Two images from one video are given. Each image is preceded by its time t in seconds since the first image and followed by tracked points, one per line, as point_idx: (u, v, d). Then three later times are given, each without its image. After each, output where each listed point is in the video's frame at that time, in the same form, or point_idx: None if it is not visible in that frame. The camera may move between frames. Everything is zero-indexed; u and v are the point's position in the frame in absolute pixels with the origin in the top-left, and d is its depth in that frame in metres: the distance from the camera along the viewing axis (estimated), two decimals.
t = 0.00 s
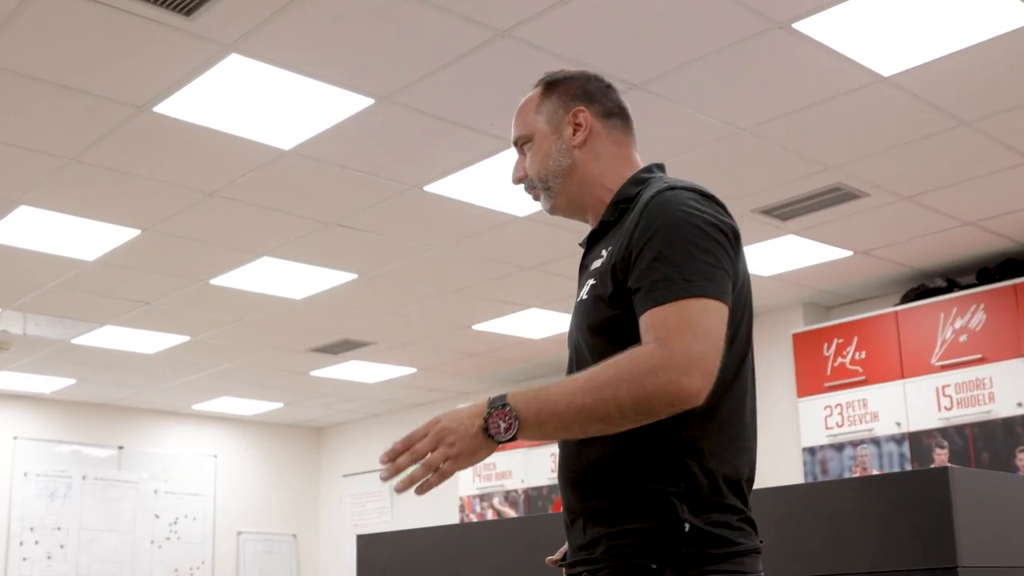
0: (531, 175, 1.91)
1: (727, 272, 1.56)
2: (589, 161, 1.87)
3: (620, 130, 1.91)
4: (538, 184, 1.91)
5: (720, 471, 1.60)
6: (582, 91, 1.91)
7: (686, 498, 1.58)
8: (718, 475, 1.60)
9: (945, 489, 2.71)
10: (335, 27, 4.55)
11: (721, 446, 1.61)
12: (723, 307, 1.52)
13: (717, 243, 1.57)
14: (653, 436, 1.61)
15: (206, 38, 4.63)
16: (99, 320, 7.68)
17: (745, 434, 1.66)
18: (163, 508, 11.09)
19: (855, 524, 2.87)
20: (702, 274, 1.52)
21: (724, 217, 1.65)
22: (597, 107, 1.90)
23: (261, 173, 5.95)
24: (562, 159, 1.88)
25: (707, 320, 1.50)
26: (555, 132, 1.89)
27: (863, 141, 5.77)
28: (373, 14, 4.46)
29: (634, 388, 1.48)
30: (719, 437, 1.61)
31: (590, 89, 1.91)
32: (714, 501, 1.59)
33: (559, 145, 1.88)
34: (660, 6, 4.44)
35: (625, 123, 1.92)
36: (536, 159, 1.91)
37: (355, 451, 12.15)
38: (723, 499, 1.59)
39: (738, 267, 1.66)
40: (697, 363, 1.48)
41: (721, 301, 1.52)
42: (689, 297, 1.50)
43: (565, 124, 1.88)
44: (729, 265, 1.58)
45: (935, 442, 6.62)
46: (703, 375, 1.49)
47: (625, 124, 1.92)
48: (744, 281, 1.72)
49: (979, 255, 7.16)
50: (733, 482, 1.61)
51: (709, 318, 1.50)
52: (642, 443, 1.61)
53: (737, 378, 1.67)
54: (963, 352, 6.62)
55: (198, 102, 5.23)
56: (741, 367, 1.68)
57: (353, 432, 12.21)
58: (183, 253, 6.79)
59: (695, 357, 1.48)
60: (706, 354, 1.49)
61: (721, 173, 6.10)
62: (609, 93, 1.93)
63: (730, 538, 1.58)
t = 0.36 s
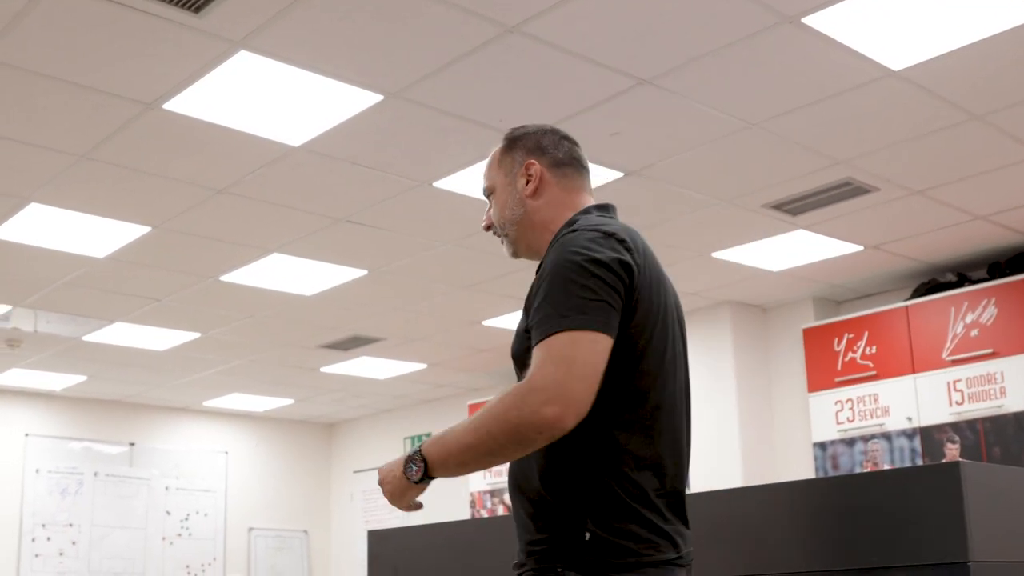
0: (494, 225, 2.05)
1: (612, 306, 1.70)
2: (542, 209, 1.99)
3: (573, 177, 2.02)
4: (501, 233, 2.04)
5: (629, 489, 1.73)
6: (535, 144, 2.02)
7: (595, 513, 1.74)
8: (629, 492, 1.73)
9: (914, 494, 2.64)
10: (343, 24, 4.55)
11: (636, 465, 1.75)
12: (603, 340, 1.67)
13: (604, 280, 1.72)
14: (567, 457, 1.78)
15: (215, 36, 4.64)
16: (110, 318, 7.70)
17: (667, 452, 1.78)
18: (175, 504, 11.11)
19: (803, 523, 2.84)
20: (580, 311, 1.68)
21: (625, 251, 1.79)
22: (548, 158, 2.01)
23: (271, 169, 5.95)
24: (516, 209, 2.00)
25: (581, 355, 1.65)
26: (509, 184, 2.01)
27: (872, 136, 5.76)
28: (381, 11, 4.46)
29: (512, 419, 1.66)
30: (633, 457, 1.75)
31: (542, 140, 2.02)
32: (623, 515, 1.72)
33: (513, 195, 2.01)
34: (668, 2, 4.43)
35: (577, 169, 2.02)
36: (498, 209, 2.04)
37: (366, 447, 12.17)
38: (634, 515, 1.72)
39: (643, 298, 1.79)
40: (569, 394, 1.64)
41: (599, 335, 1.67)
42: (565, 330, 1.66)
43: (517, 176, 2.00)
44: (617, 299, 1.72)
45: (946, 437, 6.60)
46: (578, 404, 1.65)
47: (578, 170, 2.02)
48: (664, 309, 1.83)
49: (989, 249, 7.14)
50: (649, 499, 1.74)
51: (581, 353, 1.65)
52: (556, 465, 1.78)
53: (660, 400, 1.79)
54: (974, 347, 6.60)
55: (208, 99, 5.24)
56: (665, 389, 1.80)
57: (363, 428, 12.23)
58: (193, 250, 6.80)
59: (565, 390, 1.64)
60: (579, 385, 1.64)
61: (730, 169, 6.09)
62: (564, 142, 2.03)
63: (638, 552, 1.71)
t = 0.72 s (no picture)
0: (464, 247, 2.26)
1: (533, 323, 1.90)
2: (500, 227, 2.20)
3: (531, 197, 2.23)
4: (471, 253, 2.26)
5: (547, 486, 1.91)
6: (495, 166, 2.24)
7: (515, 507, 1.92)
8: (549, 489, 1.91)
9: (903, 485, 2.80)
10: (358, 14, 4.54)
11: (555, 465, 1.92)
12: (518, 353, 1.87)
13: (525, 297, 1.92)
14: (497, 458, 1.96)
15: (230, 28, 4.64)
16: (128, 309, 7.71)
17: (590, 455, 1.94)
18: (193, 495, 11.15)
19: (805, 518, 2.99)
20: (498, 329, 1.88)
21: (550, 271, 1.98)
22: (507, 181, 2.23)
23: (287, 161, 5.95)
24: (479, 228, 2.21)
25: (495, 370, 1.86)
26: (473, 208, 2.22)
27: (890, 124, 5.72)
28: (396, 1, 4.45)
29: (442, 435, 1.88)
30: (555, 456, 1.92)
31: (502, 166, 2.24)
32: (538, 508, 1.90)
33: (477, 218, 2.21)
34: None
35: (534, 191, 2.23)
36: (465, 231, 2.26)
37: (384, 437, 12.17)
38: (550, 507, 1.90)
39: (567, 314, 1.96)
40: (482, 403, 1.85)
41: (514, 348, 1.87)
42: (484, 349, 1.87)
43: (478, 198, 2.21)
44: (536, 316, 1.91)
45: (965, 427, 6.56)
46: (490, 410, 1.85)
47: (535, 191, 2.23)
48: (596, 325, 2.00)
49: (1007, 237, 7.09)
50: (567, 495, 1.91)
51: (498, 366, 1.86)
52: (491, 463, 1.97)
53: (590, 407, 1.95)
54: (993, 336, 6.56)
55: (224, 91, 5.23)
56: (595, 397, 1.96)
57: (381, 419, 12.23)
58: (210, 241, 6.81)
59: (479, 398, 1.85)
60: (490, 395, 1.85)
61: (746, 159, 6.07)
62: (522, 167, 2.25)
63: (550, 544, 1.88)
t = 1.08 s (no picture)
0: (412, 269, 2.21)
1: (444, 336, 1.79)
2: (439, 247, 2.14)
3: (471, 215, 2.16)
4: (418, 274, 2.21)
5: (459, 498, 1.77)
6: (434, 186, 2.18)
7: (427, 523, 1.78)
8: (461, 501, 1.77)
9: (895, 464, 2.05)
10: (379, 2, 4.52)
11: (467, 475, 1.78)
12: (428, 363, 1.76)
13: (433, 307, 1.81)
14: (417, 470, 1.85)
15: (251, 16, 4.62)
16: (151, 298, 7.73)
17: (508, 463, 1.81)
18: (216, 483, 11.18)
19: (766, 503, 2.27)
20: (405, 342, 1.78)
21: (458, 278, 1.87)
22: (447, 200, 2.17)
23: (309, 149, 5.94)
24: (421, 249, 2.16)
25: (411, 376, 1.74)
26: (413, 230, 2.17)
27: (914, 110, 5.68)
28: None
29: (363, 457, 1.76)
30: (468, 467, 1.78)
31: (441, 185, 2.18)
32: (449, 521, 1.76)
33: (417, 240, 2.16)
34: None
35: (473, 208, 2.17)
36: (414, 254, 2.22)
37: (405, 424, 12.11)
38: (463, 520, 1.75)
39: (483, 320, 1.85)
40: (396, 416, 1.73)
41: (422, 359, 1.76)
42: (398, 355, 1.77)
43: (418, 220, 2.16)
44: (447, 326, 1.81)
45: (989, 414, 6.49)
46: (410, 421, 1.74)
47: (474, 208, 2.16)
48: (513, 331, 1.88)
49: None
50: (480, 506, 1.76)
51: (413, 375, 1.75)
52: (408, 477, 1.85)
53: (507, 416, 1.83)
54: (1017, 323, 6.50)
55: (246, 80, 5.23)
56: (512, 405, 1.84)
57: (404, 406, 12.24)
58: (232, 230, 6.81)
59: (397, 409, 1.73)
60: (406, 406, 1.73)
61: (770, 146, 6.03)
62: (462, 186, 2.18)
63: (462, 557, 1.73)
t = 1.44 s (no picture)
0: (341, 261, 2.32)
1: (348, 336, 1.91)
2: (359, 244, 2.24)
3: (389, 212, 2.25)
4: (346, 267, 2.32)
5: (366, 488, 1.89)
6: (355, 187, 2.27)
7: (336, 511, 1.90)
8: (368, 490, 1.89)
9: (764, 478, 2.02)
10: None
11: (372, 465, 1.90)
12: (332, 363, 1.88)
13: (337, 310, 1.93)
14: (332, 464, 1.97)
15: (273, 6, 4.62)
16: (175, 288, 7.75)
17: (416, 452, 1.92)
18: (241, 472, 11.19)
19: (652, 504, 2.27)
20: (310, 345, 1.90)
21: (364, 282, 1.98)
22: (367, 200, 2.26)
23: (331, 137, 5.94)
24: (345, 246, 2.27)
25: (315, 373, 1.87)
26: (338, 225, 2.28)
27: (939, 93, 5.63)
28: None
29: (278, 449, 1.90)
30: (375, 458, 1.91)
31: (365, 184, 2.27)
32: (358, 510, 1.88)
33: (340, 235, 2.27)
34: None
35: (391, 206, 2.25)
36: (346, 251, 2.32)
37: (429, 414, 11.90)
38: (369, 509, 1.88)
39: (387, 319, 1.97)
40: (300, 412, 1.87)
41: (326, 360, 1.88)
42: (303, 354, 1.89)
43: (340, 220, 2.26)
44: (350, 328, 1.92)
45: (1016, 399, 6.41)
46: (314, 416, 1.88)
47: (392, 206, 2.24)
48: (417, 329, 2.00)
49: None
50: (386, 494, 1.88)
51: (318, 372, 1.88)
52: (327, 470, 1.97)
53: (411, 410, 1.94)
54: None
55: (267, 69, 5.23)
56: (418, 398, 1.95)
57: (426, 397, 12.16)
58: (255, 219, 6.81)
59: (303, 406, 1.87)
60: (310, 404, 1.86)
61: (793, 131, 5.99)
62: (385, 185, 2.27)
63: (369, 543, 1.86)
